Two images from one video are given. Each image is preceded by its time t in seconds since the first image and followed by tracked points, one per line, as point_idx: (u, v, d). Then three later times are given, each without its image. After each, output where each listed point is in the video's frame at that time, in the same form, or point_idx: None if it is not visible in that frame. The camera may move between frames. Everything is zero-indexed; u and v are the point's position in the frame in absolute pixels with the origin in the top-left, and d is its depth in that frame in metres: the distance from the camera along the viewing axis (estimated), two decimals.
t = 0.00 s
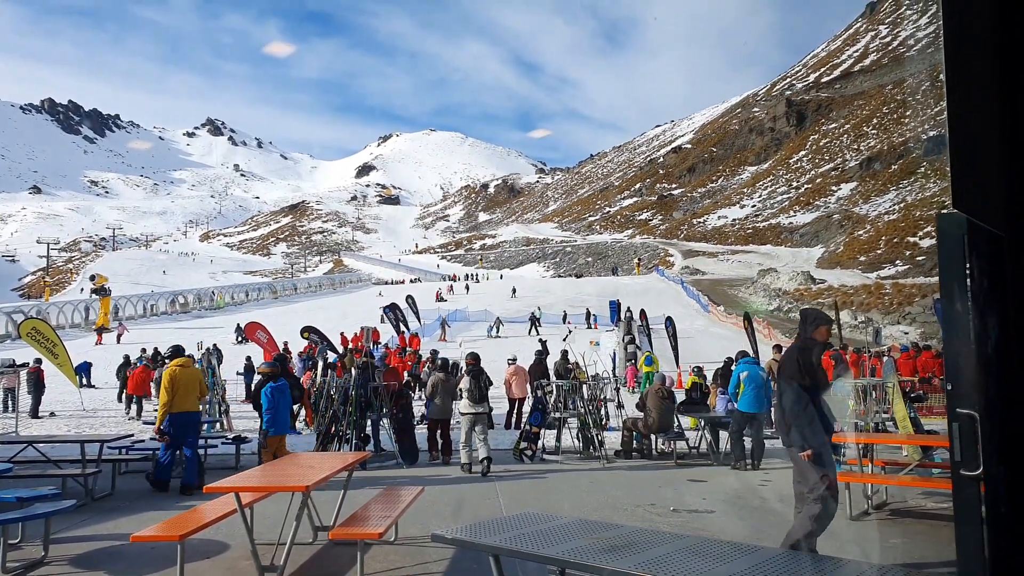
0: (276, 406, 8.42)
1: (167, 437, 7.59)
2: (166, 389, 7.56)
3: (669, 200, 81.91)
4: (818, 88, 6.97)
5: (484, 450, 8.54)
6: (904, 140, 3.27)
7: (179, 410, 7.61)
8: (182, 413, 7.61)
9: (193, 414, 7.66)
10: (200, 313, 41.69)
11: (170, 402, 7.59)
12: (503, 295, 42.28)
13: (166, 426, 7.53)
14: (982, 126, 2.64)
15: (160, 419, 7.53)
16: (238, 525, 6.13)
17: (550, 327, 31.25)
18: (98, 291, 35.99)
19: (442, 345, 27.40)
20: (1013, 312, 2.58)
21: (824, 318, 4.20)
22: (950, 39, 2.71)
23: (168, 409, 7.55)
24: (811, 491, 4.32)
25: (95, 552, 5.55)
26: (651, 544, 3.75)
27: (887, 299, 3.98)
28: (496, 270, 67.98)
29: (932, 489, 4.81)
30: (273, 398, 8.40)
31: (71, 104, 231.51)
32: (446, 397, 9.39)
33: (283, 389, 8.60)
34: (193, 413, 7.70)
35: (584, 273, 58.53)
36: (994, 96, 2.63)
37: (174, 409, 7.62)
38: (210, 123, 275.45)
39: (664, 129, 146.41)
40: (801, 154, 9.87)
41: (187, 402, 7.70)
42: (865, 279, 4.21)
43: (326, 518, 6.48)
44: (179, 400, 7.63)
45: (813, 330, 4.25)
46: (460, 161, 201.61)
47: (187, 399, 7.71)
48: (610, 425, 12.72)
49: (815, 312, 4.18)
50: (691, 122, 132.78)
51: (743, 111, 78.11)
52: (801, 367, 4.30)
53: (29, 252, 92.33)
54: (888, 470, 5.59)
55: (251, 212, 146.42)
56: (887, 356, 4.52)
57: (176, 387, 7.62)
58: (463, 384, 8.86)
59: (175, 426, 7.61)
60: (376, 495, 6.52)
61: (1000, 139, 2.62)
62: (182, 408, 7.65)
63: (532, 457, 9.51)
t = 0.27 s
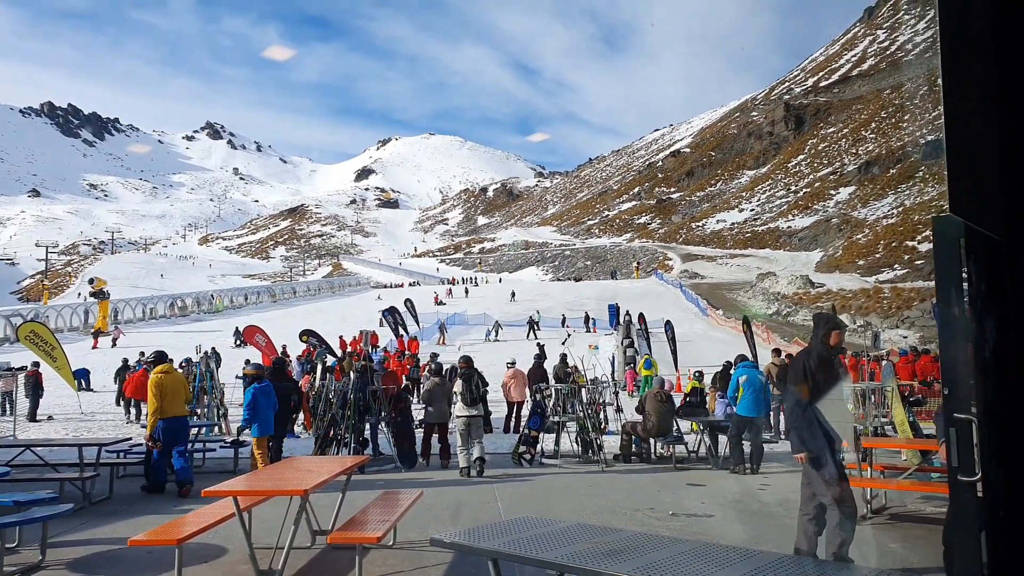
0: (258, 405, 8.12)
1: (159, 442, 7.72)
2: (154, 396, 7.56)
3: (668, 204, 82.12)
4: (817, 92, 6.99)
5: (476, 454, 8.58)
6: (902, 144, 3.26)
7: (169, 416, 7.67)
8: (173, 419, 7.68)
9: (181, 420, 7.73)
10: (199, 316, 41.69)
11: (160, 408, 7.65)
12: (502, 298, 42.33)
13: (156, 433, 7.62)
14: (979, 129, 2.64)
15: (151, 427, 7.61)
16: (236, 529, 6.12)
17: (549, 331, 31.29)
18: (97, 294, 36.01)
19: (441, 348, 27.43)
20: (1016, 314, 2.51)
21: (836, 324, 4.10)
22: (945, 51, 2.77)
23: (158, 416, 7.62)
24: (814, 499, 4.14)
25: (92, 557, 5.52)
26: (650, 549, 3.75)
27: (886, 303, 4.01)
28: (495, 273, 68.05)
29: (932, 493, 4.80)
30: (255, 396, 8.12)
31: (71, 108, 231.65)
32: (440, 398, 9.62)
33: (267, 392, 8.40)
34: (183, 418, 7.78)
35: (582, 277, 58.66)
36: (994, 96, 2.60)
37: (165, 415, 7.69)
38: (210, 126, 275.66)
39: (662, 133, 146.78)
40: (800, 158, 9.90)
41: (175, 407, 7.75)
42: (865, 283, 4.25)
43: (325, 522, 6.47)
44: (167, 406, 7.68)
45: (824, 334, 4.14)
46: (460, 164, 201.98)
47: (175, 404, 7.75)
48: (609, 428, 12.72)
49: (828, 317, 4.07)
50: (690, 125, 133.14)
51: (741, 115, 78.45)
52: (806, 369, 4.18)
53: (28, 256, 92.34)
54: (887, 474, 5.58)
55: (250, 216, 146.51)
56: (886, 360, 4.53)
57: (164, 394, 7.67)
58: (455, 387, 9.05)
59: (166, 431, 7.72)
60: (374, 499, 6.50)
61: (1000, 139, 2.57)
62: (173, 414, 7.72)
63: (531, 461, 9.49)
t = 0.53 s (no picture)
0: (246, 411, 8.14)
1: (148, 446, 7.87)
2: (142, 399, 7.80)
3: (666, 209, 82.19)
4: (815, 98, 7.01)
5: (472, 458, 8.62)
6: (900, 150, 3.27)
7: (157, 420, 7.85)
8: (160, 423, 7.85)
9: (168, 422, 7.93)
10: (198, 322, 41.61)
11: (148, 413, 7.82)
12: (501, 304, 42.31)
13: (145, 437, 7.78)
14: (980, 138, 2.68)
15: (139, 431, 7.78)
16: (234, 536, 6.11)
17: (548, 336, 31.27)
18: (95, 300, 35.94)
19: (440, 354, 27.40)
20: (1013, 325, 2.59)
21: (848, 329, 3.92)
22: (942, 64, 2.79)
23: (147, 420, 7.79)
24: (822, 505, 4.22)
25: (89, 564, 5.50)
26: (650, 554, 3.76)
27: (885, 308, 4.02)
28: (494, 279, 68.02)
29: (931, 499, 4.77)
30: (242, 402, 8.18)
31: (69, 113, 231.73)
32: (435, 404, 9.77)
33: (257, 401, 8.43)
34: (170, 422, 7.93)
35: (581, 283, 58.67)
36: (991, 103, 2.66)
37: (153, 419, 7.86)
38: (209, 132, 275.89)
39: (661, 139, 147.03)
40: (798, 164, 9.92)
41: (164, 411, 7.94)
42: (864, 288, 4.20)
43: (324, 529, 6.45)
44: (156, 410, 7.85)
45: (836, 341, 3.98)
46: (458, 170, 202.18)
47: (162, 409, 7.92)
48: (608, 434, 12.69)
49: (839, 324, 3.89)
50: (688, 131, 133.37)
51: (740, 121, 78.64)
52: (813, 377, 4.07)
53: (26, 261, 92.22)
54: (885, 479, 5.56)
55: (248, 221, 146.49)
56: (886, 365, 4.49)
57: (152, 398, 7.84)
58: (453, 392, 9.09)
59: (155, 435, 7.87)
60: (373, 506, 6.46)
61: (995, 145, 2.66)
62: (160, 419, 7.88)
63: (531, 467, 9.46)
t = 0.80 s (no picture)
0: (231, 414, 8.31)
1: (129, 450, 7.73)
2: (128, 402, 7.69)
3: (663, 213, 82.31)
4: (811, 103, 7.04)
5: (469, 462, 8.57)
6: (896, 154, 3.28)
7: (142, 423, 7.74)
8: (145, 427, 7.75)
9: (153, 427, 7.85)
10: (195, 327, 41.53)
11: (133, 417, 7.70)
12: (498, 308, 42.33)
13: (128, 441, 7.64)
14: (973, 139, 2.64)
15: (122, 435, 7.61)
16: (231, 542, 6.08)
17: (545, 341, 31.29)
18: (91, 306, 35.87)
19: (437, 358, 27.39)
20: (1008, 325, 2.50)
21: (866, 334, 4.19)
22: (934, 67, 2.80)
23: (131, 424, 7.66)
24: (841, 510, 4.31)
25: (86, 570, 5.48)
26: (647, 558, 3.76)
27: (882, 311, 4.05)
28: (491, 284, 68.05)
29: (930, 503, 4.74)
30: (227, 406, 8.34)
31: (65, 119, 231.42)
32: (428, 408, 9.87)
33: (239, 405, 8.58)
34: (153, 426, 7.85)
35: (578, 287, 58.72)
36: (983, 100, 2.62)
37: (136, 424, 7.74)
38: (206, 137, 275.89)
39: (657, 143, 147.38)
40: (795, 168, 9.96)
41: (149, 415, 7.85)
42: (859, 292, 4.23)
43: (321, 535, 6.42)
44: (142, 413, 7.75)
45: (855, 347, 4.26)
46: (455, 175, 202.37)
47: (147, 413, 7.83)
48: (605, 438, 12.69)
49: (856, 330, 4.18)
50: (684, 136, 133.73)
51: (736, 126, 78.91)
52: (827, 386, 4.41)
53: (22, 267, 91.98)
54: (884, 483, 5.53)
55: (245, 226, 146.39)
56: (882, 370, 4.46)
57: (139, 402, 7.74)
58: (450, 399, 8.98)
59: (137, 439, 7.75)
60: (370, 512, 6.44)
61: (988, 141, 2.61)
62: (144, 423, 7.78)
63: (528, 472, 9.45)
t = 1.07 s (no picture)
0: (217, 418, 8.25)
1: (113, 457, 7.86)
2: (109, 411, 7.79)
3: (659, 219, 82.52)
4: (806, 109, 7.08)
5: (468, 467, 8.61)
6: (890, 160, 3.32)
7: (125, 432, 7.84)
8: (129, 435, 7.84)
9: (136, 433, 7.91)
10: (190, 334, 41.42)
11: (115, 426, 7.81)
12: (495, 314, 42.34)
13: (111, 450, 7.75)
14: (970, 146, 2.65)
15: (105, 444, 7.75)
16: (226, 549, 6.05)
17: (542, 346, 31.31)
18: (86, 312, 35.76)
19: (434, 365, 27.36)
20: (1001, 331, 2.54)
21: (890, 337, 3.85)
22: (928, 73, 2.80)
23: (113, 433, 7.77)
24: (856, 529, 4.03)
25: None
26: (642, 565, 3.76)
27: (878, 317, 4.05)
28: (487, 290, 68.06)
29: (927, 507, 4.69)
30: (215, 409, 8.30)
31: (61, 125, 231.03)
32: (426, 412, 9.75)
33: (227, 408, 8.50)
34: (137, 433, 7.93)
35: (575, 293, 58.77)
36: (976, 104, 2.63)
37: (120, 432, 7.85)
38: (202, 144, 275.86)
39: (653, 149, 147.94)
40: (790, 174, 10.03)
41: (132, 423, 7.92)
42: (854, 298, 4.25)
43: (317, 541, 6.38)
44: (124, 423, 7.85)
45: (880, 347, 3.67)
46: (452, 181, 202.55)
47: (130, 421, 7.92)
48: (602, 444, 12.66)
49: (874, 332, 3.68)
50: (680, 142, 134.24)
51: (731, 132, 79.21)
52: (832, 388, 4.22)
53: (16, 274, 91.63)
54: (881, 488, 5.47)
55: (241, 233, 146.21)
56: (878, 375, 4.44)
57: (120, 411, 7.82)
58: (450, 405, 9.01)
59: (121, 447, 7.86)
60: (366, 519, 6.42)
61: (981, 143, 2.61)
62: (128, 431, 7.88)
63: (524, 478, 9.43)
